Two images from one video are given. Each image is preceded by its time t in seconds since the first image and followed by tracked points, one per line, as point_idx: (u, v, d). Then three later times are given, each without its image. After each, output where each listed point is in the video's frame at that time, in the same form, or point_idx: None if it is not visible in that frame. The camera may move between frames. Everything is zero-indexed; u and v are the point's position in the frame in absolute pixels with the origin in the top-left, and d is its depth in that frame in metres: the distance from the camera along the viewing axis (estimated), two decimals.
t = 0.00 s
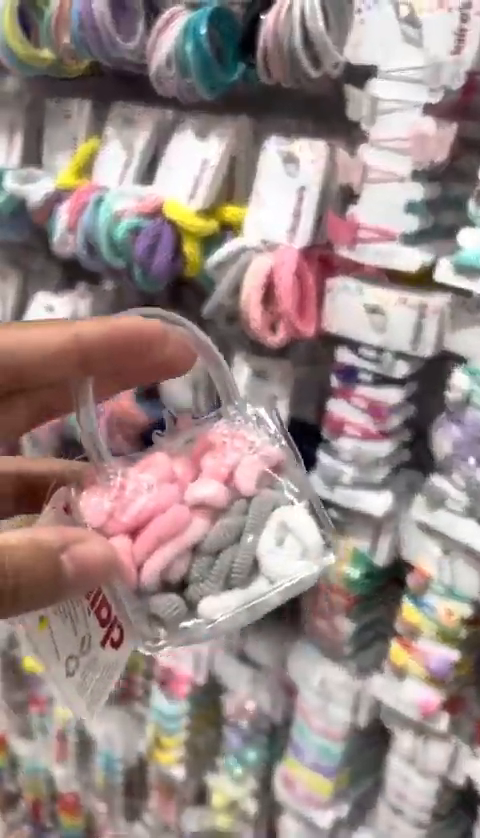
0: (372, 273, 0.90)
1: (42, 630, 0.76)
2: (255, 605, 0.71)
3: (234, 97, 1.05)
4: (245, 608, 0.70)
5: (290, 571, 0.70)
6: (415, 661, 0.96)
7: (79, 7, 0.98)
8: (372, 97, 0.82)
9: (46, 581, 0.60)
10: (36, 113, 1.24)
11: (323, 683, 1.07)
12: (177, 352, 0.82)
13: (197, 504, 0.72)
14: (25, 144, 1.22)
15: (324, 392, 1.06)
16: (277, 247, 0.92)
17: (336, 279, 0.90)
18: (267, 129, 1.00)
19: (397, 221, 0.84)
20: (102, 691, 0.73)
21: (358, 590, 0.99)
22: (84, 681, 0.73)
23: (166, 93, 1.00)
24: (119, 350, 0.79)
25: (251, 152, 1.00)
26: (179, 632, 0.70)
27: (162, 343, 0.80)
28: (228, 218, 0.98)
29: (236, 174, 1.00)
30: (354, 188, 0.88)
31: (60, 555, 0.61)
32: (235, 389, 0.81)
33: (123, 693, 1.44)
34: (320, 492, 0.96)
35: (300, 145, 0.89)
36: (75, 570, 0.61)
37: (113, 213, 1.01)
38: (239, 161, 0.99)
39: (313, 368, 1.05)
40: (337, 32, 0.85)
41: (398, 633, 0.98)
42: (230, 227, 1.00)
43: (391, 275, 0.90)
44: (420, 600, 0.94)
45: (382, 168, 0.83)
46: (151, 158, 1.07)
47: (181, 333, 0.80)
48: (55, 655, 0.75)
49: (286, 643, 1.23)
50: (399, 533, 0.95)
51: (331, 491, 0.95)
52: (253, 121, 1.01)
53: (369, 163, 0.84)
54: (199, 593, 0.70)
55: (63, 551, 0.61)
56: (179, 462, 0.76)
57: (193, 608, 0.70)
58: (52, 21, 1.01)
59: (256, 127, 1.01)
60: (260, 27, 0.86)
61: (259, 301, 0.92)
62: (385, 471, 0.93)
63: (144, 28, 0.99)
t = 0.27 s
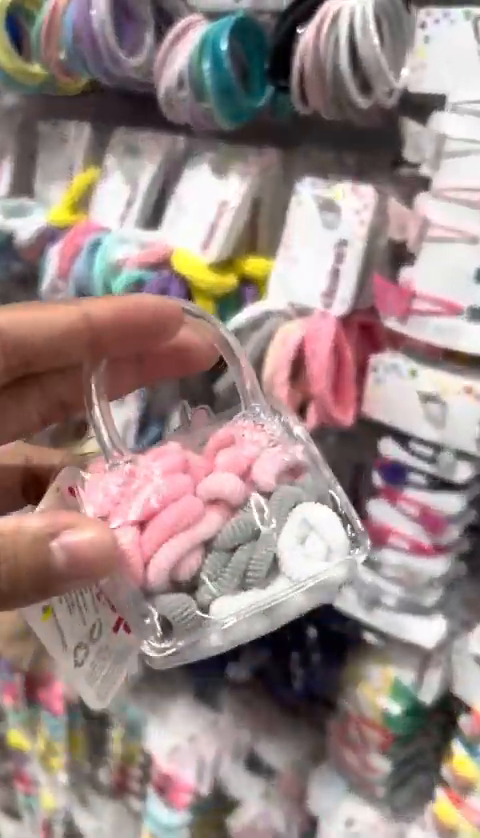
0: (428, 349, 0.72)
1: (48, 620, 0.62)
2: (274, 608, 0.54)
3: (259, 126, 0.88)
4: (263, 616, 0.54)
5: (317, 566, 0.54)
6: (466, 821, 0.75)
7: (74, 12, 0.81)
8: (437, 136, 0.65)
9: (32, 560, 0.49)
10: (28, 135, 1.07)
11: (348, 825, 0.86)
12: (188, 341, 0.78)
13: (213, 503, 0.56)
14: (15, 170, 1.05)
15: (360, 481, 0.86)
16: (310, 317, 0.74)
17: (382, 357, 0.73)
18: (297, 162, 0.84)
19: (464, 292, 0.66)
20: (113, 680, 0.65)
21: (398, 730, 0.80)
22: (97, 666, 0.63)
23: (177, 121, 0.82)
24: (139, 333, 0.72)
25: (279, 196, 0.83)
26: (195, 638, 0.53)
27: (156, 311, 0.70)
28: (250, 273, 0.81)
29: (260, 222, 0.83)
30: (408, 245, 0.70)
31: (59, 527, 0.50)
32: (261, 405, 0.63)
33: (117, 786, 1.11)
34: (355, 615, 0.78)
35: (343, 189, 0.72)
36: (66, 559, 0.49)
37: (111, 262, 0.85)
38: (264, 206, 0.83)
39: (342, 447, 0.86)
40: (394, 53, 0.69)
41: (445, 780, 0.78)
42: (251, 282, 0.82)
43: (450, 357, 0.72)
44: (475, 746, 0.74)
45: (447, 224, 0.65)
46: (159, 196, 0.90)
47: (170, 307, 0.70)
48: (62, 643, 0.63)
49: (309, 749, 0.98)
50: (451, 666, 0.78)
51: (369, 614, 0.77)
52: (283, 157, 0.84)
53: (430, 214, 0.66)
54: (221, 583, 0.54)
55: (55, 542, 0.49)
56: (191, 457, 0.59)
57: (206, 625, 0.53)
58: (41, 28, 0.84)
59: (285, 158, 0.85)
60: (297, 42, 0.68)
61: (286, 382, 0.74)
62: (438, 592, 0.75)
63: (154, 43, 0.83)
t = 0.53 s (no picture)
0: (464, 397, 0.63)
1: (36, 633, 0.54)
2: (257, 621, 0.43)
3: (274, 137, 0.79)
4: (246, 629, 0.43)
5: (305, 578, 0.43)
6: None
7: (70, 10, 0.72)
8: None
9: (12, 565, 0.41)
10: (24, 145, 0.99)
11: None
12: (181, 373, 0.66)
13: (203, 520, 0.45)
14: (9, 183, 0.98)
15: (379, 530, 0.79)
16: (327, 357, 0.65)
17: (408, 406, 0.64)
18: (315, 180, 0.74)
19: None
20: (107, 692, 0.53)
21: (418, 821, 0.71)
22: (86, 688, 0.53)
23: (182, 132, 0.74)
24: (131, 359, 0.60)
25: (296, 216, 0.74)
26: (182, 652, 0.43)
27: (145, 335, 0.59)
28: (260, 304, 0.72)
29: (272, 245, 0.74)
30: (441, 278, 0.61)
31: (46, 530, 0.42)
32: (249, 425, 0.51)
33: None
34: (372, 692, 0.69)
35: (367, 214, 0.63)
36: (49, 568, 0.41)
37: (106, 288, 0.76)
38: (278, 228, 0.73)
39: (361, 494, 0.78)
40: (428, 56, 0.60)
41: None
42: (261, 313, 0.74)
43: None
44: None
45: None
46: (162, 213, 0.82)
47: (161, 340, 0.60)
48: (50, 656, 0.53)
49: (316, 810, 0.83)
50: None
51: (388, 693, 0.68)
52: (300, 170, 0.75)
53: (468, 243, 0.58)
54: (203, 592, 0.43)
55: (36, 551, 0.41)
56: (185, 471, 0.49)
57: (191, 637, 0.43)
58: (34, 28, 0.76)
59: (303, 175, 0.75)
60: (318, 43, 0.59)
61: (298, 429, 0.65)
62: (468, 677, 0.66)
63: (158, 44, 0.74)
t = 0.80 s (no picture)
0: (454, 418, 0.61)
1: None
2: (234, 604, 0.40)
3: (267, 148, 0.77)
4: (221, 613, 0.40)
5: (276, 553, 0.40)
6: None
7: (58, 20, 0.71)
8: (470, 170, 0.54)
9: None
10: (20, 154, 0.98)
11: None
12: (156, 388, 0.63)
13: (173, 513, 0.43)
14: (5, 193, 0.97)
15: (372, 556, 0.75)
16: (314, 376, 0.63)
17: (396, 429, 0.61)
18: (307, 193, 0.72)
19: None
20: (77, 719, 0.53)
21: None
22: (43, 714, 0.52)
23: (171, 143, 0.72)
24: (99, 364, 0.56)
25: (287, 229, 0.72)
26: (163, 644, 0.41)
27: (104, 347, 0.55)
28: (248, 320, 0.70)
29: (263, 259, 0.72)
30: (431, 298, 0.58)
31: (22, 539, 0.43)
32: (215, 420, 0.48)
33: None
34: (358, 725, 0.66)
35: (357, 228, 0.61)
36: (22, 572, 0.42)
37: (92, 302, 0.75)
38: (268, 241, 0.72)
39: (357, 519, 0.75)
40: (419, 67, 0.58)
41: None
42: (251, 329, 0.72)
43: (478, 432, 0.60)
44: None
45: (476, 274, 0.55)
46: (152, 225, 0.80)
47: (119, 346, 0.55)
48: (10, 673, 0.50)
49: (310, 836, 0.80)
50: (470, 793, 0.65)
51: (375, 726, 0.65)
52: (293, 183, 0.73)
53: (458, 263, 0.56)
54: (173, 580, 0.41)
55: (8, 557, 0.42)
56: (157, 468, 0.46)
57: (167, 627, 0.40)
58: (22, 38, 0.75)
59: (294, 188, 0.73)
60: (305, 53, 0.57)
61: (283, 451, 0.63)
62: (457, 712, 0.63)
63: (148, 54, 0.73)
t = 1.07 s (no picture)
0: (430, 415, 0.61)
1: None
2: (241, 654, 0.41)
3: (257, 147, 0.78)
4: (225, 661, 0.41)
5: (295, 614, 0.41)
6: None
7: (46, 20, 0.72)
8: (444, 167, 0.54)
9: None
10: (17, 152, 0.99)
11: None
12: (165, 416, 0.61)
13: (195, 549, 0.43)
14: (2, 190, 0.98)
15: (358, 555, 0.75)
16: (292, 374, 0.63)
17: (373, 428, 0.61)
18: (296, 192, 0.72)
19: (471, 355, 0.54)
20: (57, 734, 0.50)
21: None
22: (32, 722, 0.49)
23: (158, 140, 0.73)
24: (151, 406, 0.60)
25: (274, 228, 0.72)
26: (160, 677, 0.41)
27: (112, 366, 0.56)
28: (232, 318, 0.71)
29: (248, 257, 0.72)
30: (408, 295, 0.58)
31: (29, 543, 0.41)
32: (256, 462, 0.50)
33: None
34: (335, 724, 0.66)
35: (336, 226, 0.61)
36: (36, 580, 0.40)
37: (80, 299, 0.76)
38: (253, 239, 0.72)
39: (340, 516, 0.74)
40: (397, 65, 0.58)
41: None
42: (235, 327, 0.72)
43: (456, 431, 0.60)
44: None
45: (450, 272, 0.54)
46: (142, 223, 0.81)
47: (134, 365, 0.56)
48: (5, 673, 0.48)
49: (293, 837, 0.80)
50: (448, 795, 0.65)
51: (351, 725, 0.65)
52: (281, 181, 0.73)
53: (433, 260, 0.55)
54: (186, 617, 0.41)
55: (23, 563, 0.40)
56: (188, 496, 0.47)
57: (170, 665, 0.41)
58: (13, 37, 0.76)
59: (282, 188, 0.72)
60: (281, 51, 0.57)
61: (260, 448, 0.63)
62: (433, 713, 0.62)
63: (137, 53, 0.73)
